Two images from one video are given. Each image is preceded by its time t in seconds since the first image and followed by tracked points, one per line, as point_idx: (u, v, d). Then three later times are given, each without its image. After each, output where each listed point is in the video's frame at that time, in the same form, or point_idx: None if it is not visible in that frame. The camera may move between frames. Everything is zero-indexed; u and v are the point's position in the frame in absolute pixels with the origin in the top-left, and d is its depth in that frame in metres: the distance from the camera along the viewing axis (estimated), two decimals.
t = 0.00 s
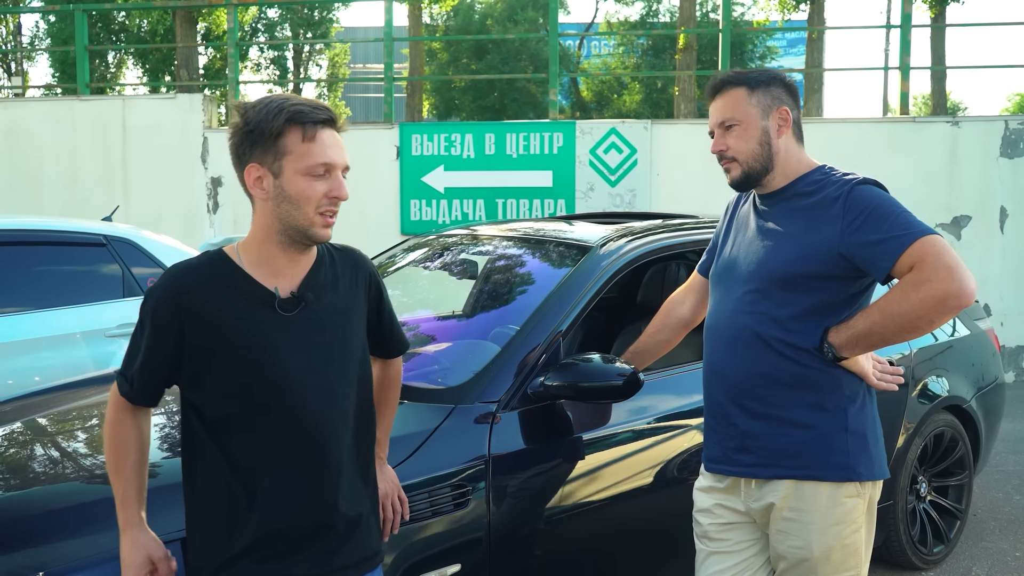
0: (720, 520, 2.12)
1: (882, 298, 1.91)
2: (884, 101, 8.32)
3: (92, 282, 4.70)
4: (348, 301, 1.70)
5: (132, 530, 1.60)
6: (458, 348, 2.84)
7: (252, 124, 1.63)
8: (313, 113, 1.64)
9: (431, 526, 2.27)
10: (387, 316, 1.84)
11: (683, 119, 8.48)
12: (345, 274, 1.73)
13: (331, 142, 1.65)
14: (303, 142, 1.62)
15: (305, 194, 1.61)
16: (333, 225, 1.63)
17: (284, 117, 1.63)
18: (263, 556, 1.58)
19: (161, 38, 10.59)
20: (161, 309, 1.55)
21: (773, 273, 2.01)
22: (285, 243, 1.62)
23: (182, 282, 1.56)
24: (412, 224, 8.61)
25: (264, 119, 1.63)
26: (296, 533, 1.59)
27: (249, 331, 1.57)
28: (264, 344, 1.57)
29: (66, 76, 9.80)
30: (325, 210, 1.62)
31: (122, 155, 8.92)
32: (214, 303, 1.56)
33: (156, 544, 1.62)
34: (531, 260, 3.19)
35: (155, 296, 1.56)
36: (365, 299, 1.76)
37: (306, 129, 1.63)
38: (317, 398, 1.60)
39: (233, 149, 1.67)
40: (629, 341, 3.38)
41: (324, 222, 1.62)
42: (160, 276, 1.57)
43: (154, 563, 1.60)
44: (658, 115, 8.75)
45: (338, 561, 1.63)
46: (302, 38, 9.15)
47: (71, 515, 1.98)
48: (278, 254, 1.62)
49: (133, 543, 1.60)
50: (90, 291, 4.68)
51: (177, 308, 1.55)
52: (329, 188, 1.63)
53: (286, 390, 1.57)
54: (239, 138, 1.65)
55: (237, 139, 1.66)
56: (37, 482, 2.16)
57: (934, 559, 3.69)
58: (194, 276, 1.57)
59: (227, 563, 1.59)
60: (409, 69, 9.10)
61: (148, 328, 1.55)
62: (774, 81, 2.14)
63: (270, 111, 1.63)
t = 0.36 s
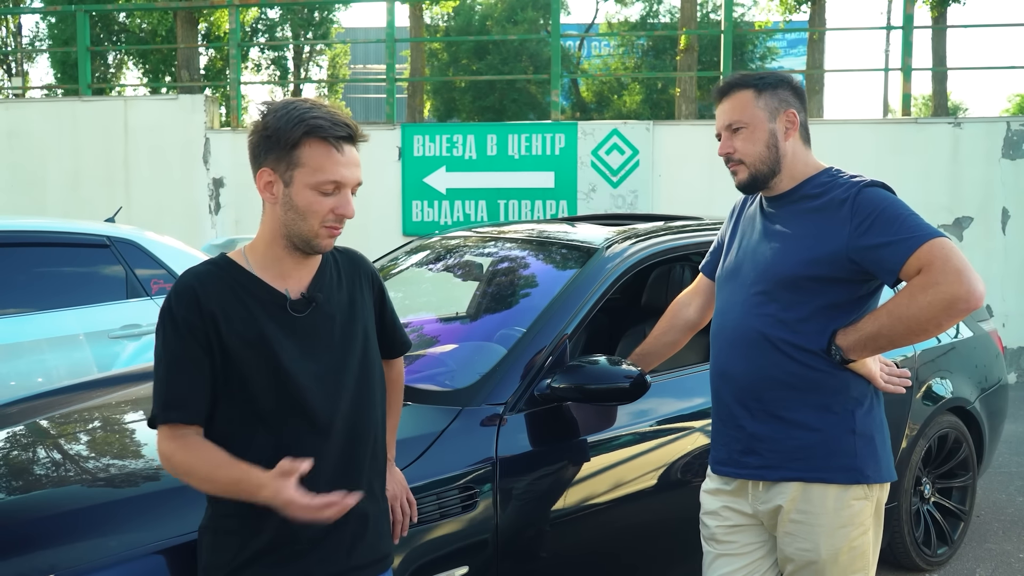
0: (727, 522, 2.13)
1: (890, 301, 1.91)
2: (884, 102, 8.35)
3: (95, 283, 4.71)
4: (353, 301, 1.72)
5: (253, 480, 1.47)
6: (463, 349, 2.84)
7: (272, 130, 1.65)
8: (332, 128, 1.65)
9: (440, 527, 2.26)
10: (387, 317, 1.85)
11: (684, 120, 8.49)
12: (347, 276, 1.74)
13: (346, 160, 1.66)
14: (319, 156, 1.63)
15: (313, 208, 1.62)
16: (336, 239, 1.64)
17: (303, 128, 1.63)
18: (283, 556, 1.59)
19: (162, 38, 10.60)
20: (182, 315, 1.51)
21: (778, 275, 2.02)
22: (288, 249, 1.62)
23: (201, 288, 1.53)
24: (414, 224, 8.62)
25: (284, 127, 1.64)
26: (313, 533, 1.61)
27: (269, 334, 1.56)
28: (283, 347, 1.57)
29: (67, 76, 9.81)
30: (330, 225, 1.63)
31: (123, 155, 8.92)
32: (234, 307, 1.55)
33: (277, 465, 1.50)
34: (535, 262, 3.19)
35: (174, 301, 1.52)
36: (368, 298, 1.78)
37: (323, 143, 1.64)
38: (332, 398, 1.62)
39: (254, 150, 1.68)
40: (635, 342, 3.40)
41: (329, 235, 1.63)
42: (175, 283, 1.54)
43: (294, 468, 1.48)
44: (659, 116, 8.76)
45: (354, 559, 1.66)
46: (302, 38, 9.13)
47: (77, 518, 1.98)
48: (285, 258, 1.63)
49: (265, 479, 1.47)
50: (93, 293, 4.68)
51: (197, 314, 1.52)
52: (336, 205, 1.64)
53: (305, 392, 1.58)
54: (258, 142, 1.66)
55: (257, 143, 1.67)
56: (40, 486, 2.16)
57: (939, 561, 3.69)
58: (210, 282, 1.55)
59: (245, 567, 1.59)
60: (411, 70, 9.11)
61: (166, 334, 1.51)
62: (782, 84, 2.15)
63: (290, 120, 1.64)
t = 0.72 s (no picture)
0: (735, 523, 2.13)
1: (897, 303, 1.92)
2: (882, 103, 8.35)
3: (96, 284, 4.71)
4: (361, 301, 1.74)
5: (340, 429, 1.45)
6: (468, 351, 2.85)
7: (301, 130, 1.64)
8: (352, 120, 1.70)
9: (448, 528, 2.27)
10: (389, 318, 1.86)
11: (684, 120, 8.50)
12: (354, 276, 1.75)
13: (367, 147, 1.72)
14: (349, 146, 1.67)
15: (350, 195, 1.66)
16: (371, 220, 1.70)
17: (328, 123, 1.66)
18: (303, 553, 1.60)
19: (159, 38, 10.58)
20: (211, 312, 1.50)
21: (787, 276, 2.02)
22: (318, 243, 1.65)
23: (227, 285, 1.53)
24: (414, 225, 8.61)
25: (310, 127, 1.64)
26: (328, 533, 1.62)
27: (293, 331, 1.57)
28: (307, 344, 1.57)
29: (64, 76, 9.78)
30: (366, 210, 1.69)
31: (121, 155, 8.91)
32: (258, 303, 1.55)
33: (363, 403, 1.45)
34: (536, 264, 3.20)
35: (201, 296, 1.51)
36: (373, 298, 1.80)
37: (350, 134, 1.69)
38: (351, 396, 1.63)
39: (260, 153, 1.66)
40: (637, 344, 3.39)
41: (364, 221, 1.69)
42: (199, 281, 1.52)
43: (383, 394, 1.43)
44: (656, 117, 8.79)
45: (368, 556, 1.67)
46: (300, 38, 9.11)
47: (81, 522, 1.97)
48: (305, 257, 1.64)
49: (357, 420, 1.43)
50: (93, 294, 4.67)
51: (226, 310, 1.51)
52: (369, 189, 1.69)
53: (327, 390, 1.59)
54: (271, 143, 1.64)
55: (266, 144, 1.65)
56: (40, 489, 2.16)
57: (941, 561, 3.70)
58: (234, 280, 1.54)
59: (261, 568, 1.59)
60: (408, 71, 9.09)
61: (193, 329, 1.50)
62: (789, 86, 2.15)
63: (315, 120, 1.65)
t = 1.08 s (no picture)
0: (741, 519, 2.15)
1: (903, 301, 1.94)
2: (875, 102, 8.34)
3: (93, 282, 4.70)
4: (375, 303, 1.74)
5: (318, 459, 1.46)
6: (472, 349, 2.86)
7: (300, 128, 1.67)
8: (358, 117, 1.69)
9: (454, 526, 2.27)
10: (403, 318, 1.87)
11: (681, 120, 8.52)
12: (369, 275, 1.75)
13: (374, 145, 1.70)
14: (351, 143, 1.66)
15: (352, 195, 1.66)
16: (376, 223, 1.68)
17: (332, 121, 1.66)
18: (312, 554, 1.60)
19: (154, 37, 10.55)
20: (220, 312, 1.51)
21: (793, 274, 2.04)
22: (324, 242, 1.65)
23: (238, 285, 1.54)
24: (411, 224, 8.62)
25: (313, 124, 1.66)
26: (335, 532, 1.63)
27: (303, 331, 1.57)
28: (317, 345, 1.58)
29: (58, 74, 9.74)
30: (369, 210, 1.67)
31: (117, 153, 8.90)
32: (268, 302, 1.56)
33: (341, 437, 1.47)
34: (536, 262, 3.20)
35: (211, 295, 1.52)
36: (388, 299, 1.80)
37: (353, 132, 1.67)
38: (360, 396, 1.64)
39: (274, 150, 1.69)
40: (638, 342, 3.41)
41: (368, 221, 1.67)
42: (210, 282, 1.53)
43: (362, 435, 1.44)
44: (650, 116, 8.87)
45: (378, 555, 1.68)
46: (294, 36, 9.08)
47: (85, 520, 1.97)
48: (317, 255, 1.64)
49: (333, 453, 1.45)
50: (90, 292, 4.67)
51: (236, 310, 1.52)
52: (374, 188, 1.68)
53: (337, 389, 1.60)
54: (278, 141, 1.69)
55: (277, 141, 1.69)
56: (38, 488, 2.15)
57: (939, 557, 3.72)
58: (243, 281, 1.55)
59: (271, 568, 1.59)
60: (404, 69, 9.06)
61: (201, 328, 1.51)
62: (795, 85, 2.17)
63: (318, 116, 1.66)
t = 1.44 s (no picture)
0: (735, 517, 2.17)
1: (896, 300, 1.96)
2: (857, 103, 8.41)
3: (79, 283, 4.67)
4: (383, 307, 1.75)
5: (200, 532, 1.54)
6: (466, 349, 2.87)
7: (297, 128, 1.68)
8: (355, 117, 1.69)
9: (450, 525, 2.28)
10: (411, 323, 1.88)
11: (667, 120, 8.58)
12: (377, 278, 1.76)
13: (372, 145, 1.70)
14: (346, 144, 1.67)
15: (349, 197, 1.65)
16: (374, 224, 1.67)
17: (329, 121, 1.67)
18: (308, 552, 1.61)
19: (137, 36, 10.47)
20: (215, 312, 1.55)
21: (788, 274, 2.06)
22: (326, 244, 1.65)
23: (237, 286, 1.57)
24: (398, 224, 8.61)
25: (309, 124, 1.67)
26: (337, 533, 1.63)
27: (298, 333, 1.59)
28: (318, 346, 1.60)
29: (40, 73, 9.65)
30: (366, 212, 1.66)
31: (102, 153, 8.84)
32: (265, 302, 1.58)
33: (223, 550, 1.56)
34: (524, 263, 3.22)
35: (206, 297, 1.56)
36: (396, 305, 1.81)
37: (349, 132, 1.67)
38: (360, 397, 1.65)
39: (280, 152, 1.71)
40: (629, 341, 3.43)
41: (366, 222, 1.66)
42: (209, 282, 1.57)
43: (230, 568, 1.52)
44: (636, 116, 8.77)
45: (378, 556, 1.68)
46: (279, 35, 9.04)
47: (74, 522, 1.96)
48: (321, 257, 1.65)
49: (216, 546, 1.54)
50: (76, 293, 4.64)
51: (233, 309, 1.56)
52: (370, 190, 1.67)
53: (336, 389, 1.61)
54: (285, 142, 1.70)
55: (283, 142, 1.71)
56: (22, 491, 2.14)
57: (926, 554, 3.76)
58: (243, 281, 1.58)
59: (271, 566, 1.60)
60: (391, 69, 9.04)
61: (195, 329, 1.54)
62: (788, 87, 2.19)
63: (314, 115, 1.67)
